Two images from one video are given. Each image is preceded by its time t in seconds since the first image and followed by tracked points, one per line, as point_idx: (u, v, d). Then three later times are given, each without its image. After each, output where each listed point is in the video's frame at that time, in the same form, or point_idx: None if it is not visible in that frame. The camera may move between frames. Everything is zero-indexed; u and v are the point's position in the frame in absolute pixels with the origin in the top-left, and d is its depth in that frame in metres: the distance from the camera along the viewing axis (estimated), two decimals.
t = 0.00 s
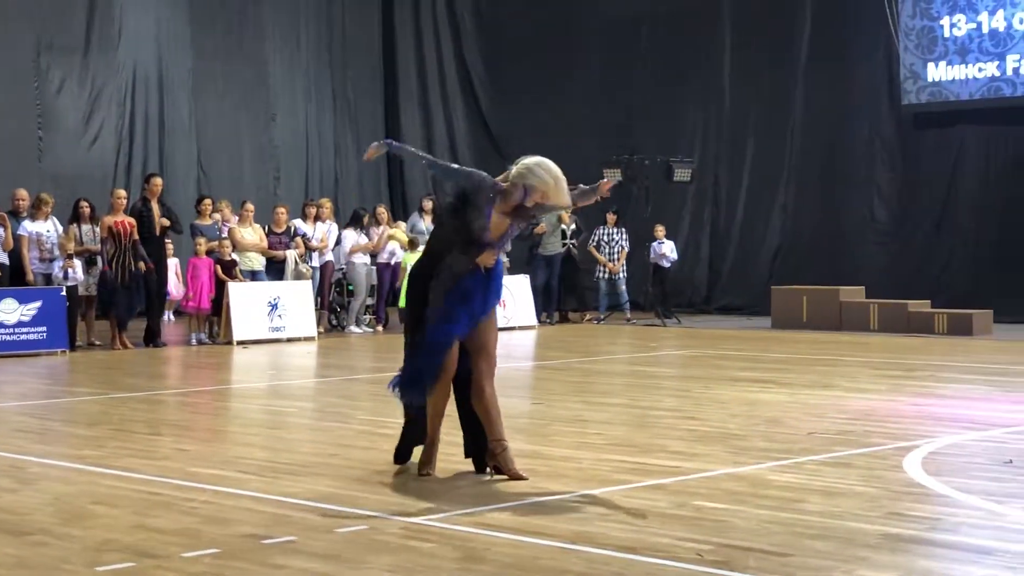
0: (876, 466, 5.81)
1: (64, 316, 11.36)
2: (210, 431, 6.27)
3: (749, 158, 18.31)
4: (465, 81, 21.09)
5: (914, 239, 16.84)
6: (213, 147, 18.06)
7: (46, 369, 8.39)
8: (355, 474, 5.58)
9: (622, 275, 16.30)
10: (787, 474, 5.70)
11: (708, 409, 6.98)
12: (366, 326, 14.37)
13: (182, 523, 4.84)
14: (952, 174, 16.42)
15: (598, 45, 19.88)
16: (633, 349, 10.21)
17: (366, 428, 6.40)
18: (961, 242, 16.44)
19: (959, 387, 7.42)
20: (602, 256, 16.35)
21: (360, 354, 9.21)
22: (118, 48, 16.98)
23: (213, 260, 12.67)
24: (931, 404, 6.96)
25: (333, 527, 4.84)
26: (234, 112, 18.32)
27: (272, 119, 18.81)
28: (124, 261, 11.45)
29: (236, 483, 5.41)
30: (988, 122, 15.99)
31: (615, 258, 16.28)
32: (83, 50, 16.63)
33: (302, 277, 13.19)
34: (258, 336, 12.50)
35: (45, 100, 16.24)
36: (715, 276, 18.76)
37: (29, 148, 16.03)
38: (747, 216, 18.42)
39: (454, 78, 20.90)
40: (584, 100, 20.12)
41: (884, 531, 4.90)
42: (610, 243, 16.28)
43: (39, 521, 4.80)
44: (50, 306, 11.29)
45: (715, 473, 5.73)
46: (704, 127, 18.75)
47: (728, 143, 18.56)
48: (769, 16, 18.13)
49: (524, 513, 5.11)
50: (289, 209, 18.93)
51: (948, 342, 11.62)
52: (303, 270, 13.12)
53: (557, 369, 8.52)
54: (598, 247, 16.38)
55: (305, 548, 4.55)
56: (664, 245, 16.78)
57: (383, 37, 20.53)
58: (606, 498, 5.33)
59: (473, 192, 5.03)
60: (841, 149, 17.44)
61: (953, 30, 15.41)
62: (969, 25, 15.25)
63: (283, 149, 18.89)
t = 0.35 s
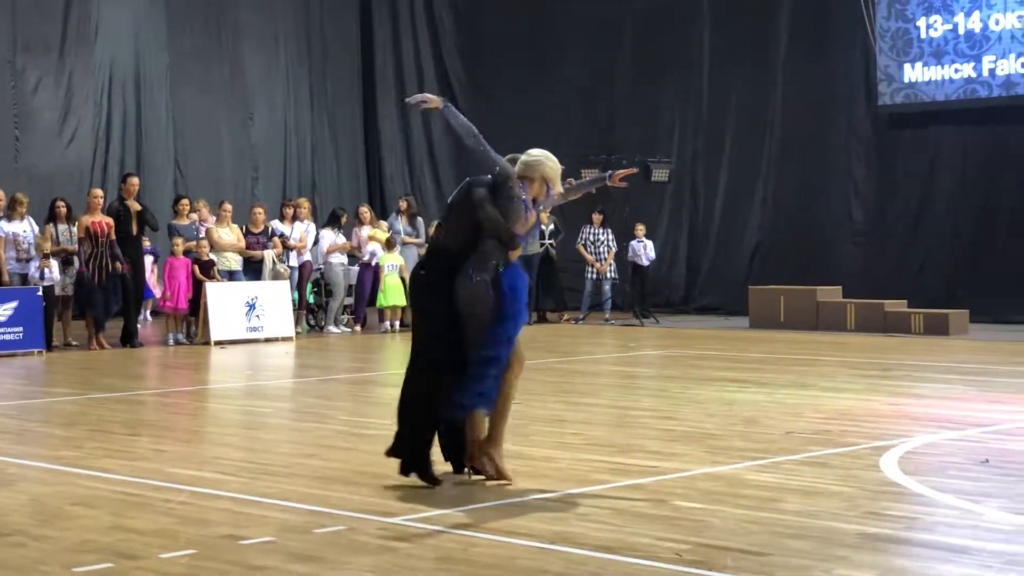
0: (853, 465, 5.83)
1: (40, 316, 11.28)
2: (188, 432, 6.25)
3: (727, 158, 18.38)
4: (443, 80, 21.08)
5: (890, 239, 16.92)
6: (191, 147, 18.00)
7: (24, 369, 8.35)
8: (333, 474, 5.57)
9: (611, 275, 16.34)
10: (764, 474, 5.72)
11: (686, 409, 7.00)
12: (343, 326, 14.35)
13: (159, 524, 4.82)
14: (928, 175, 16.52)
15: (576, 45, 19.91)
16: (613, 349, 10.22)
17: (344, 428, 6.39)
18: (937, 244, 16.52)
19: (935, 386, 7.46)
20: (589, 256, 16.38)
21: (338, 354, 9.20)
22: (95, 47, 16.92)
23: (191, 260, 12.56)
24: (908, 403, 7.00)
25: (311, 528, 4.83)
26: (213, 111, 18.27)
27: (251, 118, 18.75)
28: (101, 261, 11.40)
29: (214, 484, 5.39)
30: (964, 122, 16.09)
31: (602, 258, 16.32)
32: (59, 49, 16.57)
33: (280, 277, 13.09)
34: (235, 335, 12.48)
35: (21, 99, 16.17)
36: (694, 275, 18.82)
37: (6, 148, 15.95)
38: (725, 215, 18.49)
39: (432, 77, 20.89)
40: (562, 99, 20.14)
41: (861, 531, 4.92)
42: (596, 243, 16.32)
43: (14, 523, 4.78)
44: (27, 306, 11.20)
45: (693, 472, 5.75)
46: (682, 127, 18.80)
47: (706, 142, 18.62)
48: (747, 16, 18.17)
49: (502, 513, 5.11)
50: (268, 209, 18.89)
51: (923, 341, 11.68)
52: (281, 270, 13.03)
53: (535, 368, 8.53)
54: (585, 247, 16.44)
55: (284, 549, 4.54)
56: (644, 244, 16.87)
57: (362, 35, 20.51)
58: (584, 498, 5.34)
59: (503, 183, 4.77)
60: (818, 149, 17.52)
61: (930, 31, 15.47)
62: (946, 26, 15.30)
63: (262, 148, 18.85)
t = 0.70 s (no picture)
0: (837, 465, 5.85)
1: (25, 316, 11.29)
2: (172, 433, 6.23)
3: (711, 158, 18.41)
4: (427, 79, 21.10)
5: (874, 239, 16.97)
6: (175, 147, 17.96)
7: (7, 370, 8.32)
8: (318, 475, 5.56)
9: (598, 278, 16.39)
10: (748, 474, 5.73)
11: (671, 409, 7.01)
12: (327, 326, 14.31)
13: (144, 525, 4.81)
14: (911, 175, 16.58)
15: (560, 45, 19.92)
16: (598, 349, 10.22)
17: (328, 429, 6.38)
18: (920, 244, 16.57)
19: (919, 386, 7.49)
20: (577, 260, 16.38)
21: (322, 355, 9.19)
22: (78, 46, 16.88)
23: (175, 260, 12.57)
24: (891, 403, 7.03)
25: (295, 529, 4.83)
26: (197, 110, 18.24)
27: (234, 118, 18.72)
28: (85, 261, 11.35)
29: (198, 484, 5.38)
30: (947, 123, 16.16)
31: (590, 264, 16.37)
32: (42, 48, 16.50)
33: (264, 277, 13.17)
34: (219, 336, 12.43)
35: (4, 99, 16.11)
36: (679, 275, 18.86)
37: None
38: (710, 215, 18.51)
39: (416, 76, 20.88)
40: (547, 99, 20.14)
41: (845, 530, 4.94)
42: (585, 244, 16.35)
43: None
44: (10, 306, 11.17)
45: (677, 472, 5.76)
46: (665, 127, 18.83)
47: (690, 142, 18.64)
48: (730, 16, 18.21)
49: (487, 513, 5.12)
50: (251, 209, 18.87)
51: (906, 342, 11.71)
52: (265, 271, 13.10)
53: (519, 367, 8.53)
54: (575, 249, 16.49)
55: (268, 550, 4.54)
56: (630, 245, 16.90)
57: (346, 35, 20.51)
58: (569, 498, 5.34)
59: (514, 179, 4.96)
60: (801, 149, 17.56)
61: (914, 31, 15.52)
62: (930, 26, 15.36)
63: (246, 148, 18.81)
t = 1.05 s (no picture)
0: (824, 465, 5.87)
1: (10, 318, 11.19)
2: (158, 434, 6.23)
3: (699, 158, 18.43)
4: (414, 79, 21.08)
5: (862, 239, 16.99)
6: (163, 147, 17.93)
7: None
8: (305, 476, 5.56)
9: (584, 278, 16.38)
10: (734, 474, 5.74)
11: (658, 410, 7.01)
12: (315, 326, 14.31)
13: (130, 526, 4.81)
14: (899, 176, 16.60)
15: (549, 45, 19.92)
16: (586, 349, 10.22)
17: (315, 429, 6.38)
18: (907, 246, 16.59)
19: (905, 386, 7.52)
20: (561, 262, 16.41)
21: (309, 355, 9.19)
22: (65, 46, 16.85)
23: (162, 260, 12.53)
24: (877, 404, 7.05)
25: (281, 529, 4.83)
26: (185, 110, 18.21)
27: (222, 118, 18.69)
28: (72, 261, 11.37)
29: (184, 485, 5.37)
30: (934, 123, 16.20)
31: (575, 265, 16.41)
32: (27, 48, 16.45)
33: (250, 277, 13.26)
34: (207, 337, 12.42)
35: None
36: (666, 275, 18.88)
37: None
38: (698, 215, 18.53)
39: (403, 76, 20.87)
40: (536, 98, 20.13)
41: (831, 530, 4.96)
42: (568, 244, 16.34)
43: None
44: None
45: (664, 472, 5.77)
46: (653, 127, 18.84)
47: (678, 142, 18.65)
48: (718, 17, 18.22)
49: (474, 514, 5.12)
50: (239, 210, 18.85)
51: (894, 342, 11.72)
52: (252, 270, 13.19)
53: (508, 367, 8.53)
54: (558, 248, 16.45)
55: (255, 550, 4.54)
56: (618, 245, 16.90)
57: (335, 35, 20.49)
58: (555, 499, 5.35)
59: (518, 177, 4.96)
60: (788, 150, 17.59)
61: (900, 32, 15.54)
62: (916, 27, 15.38)
63: (234, 148, 18.79)
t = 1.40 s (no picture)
0: (814, 463, 5.87)
1: None
2: (146, 433, 6.21)
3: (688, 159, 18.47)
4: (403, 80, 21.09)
5: (850, 240, 17.02)
6: (151, 148, 17.91)
7: None
8: (294, 476, 5.54)
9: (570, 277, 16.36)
10: (724, 473, 5.74)
11: (648, 409, 7.01)
12: (304, 327, 14.30)
13: (117, 525, 4.79)
14: (888, 177, 16.63)
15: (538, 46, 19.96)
16: (575, 349, 10.21)
17: (304, 429, 6.37)
18: (896, 246, 16.62)
19: (894, 385, 7.53)
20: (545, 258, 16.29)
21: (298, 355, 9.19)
22: (52, 46, 16.83)
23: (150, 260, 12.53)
24: (866, 403, 7.06)
25: (270, 529, 4.82)
26: (174, 110, 18.21)
27: (211, 119, 18.70)
28: (59, 261, 11.33)
29: (172, 485, 5.35)
30: (922, 124, 16.23)
31: (558, 260, 16.35)
32: (15, 49, 16.43)
33: (236, 276, 13.24)
34: (195, 336, 12.42)
35: None
36: (655, 275, 18.93)
37: None
38: (687, 216, 18.57)
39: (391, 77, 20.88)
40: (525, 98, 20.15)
41: (820, 528, 4.96)
42: (552, 244, 16.33)
43: None
44: None
45: (653, 471, 5.77)
46: (642, 128, 18.86)
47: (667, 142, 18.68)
48: (707, 17, 18.25)
49: (463, 514, 5.11)
50: (227, 209, 18.85)
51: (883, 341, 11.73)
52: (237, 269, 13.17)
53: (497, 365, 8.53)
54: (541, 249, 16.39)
55: (243, 550, 4.52)
56: (608, 245, 16.92)
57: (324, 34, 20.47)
58: (544, 498, 5.34)
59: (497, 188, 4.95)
60: (777, 151, 17.63)
61: (888, 32, 15.58)
62: (904, 27, 15.41)
63: (222, 149, 18.80)
